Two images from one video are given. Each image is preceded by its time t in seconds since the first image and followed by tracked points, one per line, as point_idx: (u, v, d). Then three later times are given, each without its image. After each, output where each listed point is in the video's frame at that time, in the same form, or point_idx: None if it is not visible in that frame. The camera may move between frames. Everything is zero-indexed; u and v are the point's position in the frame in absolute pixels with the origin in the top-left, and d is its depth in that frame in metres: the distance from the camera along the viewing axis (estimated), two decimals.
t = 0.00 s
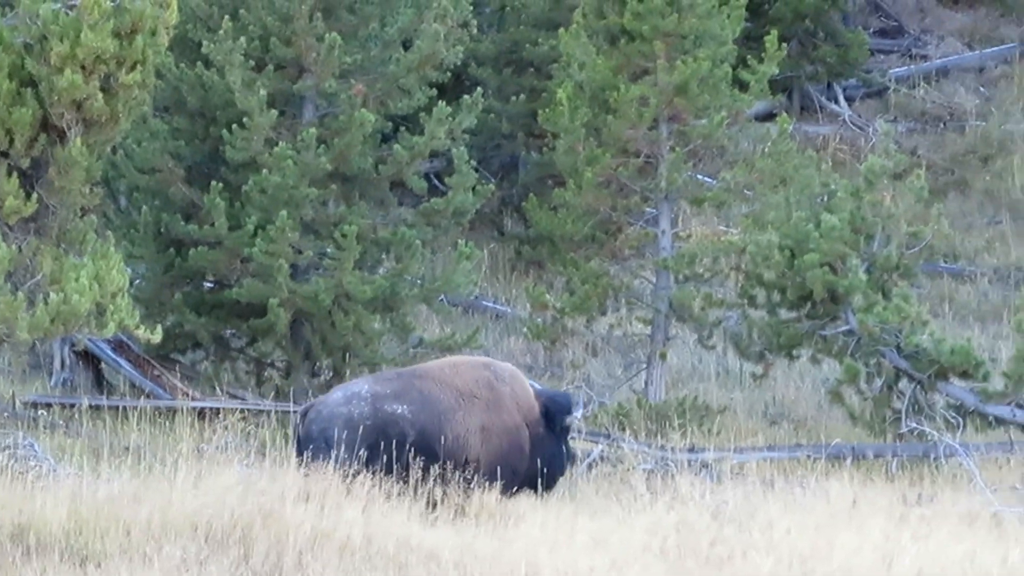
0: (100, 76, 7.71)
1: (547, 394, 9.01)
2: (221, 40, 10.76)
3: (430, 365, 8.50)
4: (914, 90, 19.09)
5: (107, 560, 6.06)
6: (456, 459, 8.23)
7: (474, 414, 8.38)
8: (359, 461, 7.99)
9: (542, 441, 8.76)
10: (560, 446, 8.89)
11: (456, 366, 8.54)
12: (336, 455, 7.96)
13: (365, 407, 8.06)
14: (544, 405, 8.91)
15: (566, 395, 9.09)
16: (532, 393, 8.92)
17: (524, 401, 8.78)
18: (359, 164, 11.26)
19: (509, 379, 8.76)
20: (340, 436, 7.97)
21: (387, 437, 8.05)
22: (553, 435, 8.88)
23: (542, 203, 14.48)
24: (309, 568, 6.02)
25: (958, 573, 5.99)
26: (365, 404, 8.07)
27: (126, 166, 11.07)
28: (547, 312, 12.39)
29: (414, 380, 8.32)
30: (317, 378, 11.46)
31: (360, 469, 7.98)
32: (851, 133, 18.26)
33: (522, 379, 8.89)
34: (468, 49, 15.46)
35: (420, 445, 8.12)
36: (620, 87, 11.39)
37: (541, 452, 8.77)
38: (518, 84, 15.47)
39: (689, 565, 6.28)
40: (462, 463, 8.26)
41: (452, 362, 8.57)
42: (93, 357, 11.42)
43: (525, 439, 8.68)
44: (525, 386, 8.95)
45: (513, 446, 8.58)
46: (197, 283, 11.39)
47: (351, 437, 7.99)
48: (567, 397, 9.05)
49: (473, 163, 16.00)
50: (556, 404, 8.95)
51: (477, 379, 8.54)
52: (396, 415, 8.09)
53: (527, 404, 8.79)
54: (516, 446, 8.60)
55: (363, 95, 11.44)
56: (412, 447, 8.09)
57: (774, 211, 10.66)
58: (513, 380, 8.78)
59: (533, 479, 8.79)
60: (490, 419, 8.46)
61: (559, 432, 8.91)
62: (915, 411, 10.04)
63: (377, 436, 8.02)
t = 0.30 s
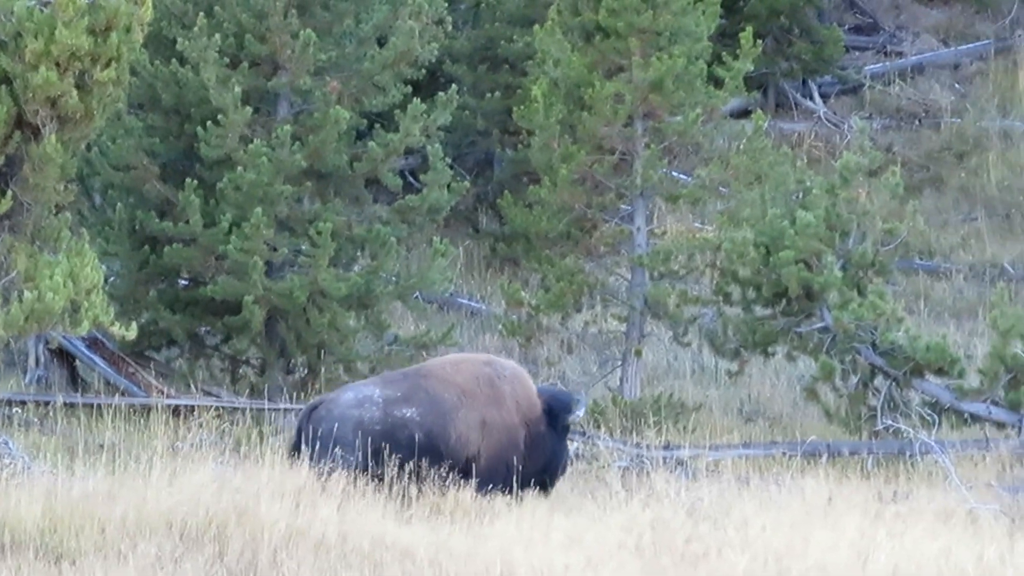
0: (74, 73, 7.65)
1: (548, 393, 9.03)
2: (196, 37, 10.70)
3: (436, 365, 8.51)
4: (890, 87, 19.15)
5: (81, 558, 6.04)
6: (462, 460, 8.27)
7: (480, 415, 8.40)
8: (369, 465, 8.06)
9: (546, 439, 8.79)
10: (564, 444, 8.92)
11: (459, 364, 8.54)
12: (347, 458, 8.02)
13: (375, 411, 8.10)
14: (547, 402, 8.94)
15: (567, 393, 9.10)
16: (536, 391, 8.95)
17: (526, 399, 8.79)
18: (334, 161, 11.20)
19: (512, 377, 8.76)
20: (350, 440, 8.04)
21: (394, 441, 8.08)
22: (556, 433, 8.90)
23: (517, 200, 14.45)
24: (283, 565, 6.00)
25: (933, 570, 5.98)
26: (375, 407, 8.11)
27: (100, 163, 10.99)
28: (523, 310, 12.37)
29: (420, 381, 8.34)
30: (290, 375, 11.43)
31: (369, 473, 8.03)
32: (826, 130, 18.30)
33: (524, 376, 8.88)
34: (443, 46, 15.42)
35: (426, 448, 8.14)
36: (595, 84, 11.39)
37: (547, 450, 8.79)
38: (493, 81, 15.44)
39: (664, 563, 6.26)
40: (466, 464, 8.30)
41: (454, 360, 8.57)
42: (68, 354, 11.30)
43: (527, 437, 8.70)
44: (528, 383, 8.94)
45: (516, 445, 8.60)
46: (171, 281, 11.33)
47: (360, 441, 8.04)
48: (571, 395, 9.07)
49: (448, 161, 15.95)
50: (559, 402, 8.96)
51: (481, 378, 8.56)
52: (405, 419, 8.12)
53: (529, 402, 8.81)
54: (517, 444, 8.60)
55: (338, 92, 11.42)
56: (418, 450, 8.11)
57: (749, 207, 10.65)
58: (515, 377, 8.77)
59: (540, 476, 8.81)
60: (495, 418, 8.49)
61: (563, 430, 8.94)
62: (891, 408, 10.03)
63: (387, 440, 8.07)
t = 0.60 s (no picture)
0: (57, 67, 7.60)
1: (554, 387, 9.06)
2: (178, 30, 10.64)
3: (447, 357, 8.52)
4: (872, 81, 19.22)
5: (65, 551, 6.04)
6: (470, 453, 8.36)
7: (488, 409, 8.46)
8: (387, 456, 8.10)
9: (547, 434, 8.82)
10: (567, 439, 8.94)
11: (466, 358, 8.53)
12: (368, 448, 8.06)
13: (396, 402, 8.14)
14: (551, 397, 8.99)
15: (575, 387, 9.13)
16: (539, 385, 8.98)
17: (529, 393, 8.81)
18: (317, 155, 11.15)
19: (516, 371, 8.78)
20: (374, 430, 8.07)
21: (413, 432, 8.12)
22: (560, 428, 8.95)
23: (499, 193, 14.43)
24: (266, 559, 6.01)
25: (916, 564, 5.98)
26: (396, 398, 8.15)
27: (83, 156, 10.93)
28: (505, 303, 12.35)
29: (430, 373, 8.36)
30: (273, 369, 11.41)
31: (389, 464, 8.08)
32: (809, 124, 18.38)
33: (527, 371, 8.89)
34: (426, 39, 15.38)
35: (438, 441, 8.20)
36: (577, 78, 11.38)
37: (548, 444, 8.84)
38: (476, 74, 15.42)
39: (648, 556, 6.25)
40: (472, 458, 8.38)
41: (459, 352, 8.55)
42: (51, 347, 11.21)
43: (529, 432, 8.75)
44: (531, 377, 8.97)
45: (517, 441, 8.66)
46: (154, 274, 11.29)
47: (383, 431, 8.08)
48: (577, 390, 9.09)
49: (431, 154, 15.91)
50: (563, 398, 8.99)
51: (489, 373, 8.59)
52: (423, 411, 8.16)
53: (532, 396, 8.84)
54: (517, 441, 8.66)
55: (321, 85, 11.34)
56: (432, 443, 8.17)
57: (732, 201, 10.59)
58: (518, 374, 8.77)
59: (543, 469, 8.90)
60: (501, 413, 8.56)
61: (566, 425, 8.96)
62: (874, 402, 10.08)
63: (407, 431, 8.11)
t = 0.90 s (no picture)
0: (41, 54, 7.53)
1: (560, 366, 9.35)
2: (162, 18, 10.56)
3: (452, 346, 8.63)
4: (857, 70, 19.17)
5: (48, 539, 6.02)
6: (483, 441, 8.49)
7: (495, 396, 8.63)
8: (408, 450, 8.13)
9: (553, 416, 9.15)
10: (570, 420, 9.27)
11: (468, 344, 8.67)
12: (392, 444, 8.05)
13: (415, 395, 8.19)
14: (554, 378, 9.28)
15: (581, 367, 9.43)
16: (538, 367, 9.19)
17: (528, 375, 9.03)
18: (302, 143, 11.09)
19: (516, 355, 8.98)
20: (398, 425, 8.08)
21: (433, 423, 8.19)
22: (563, 408, 9.28)
23: (484, 181, 14.40)
24: (250, 548, 6.00)
25: (901, 553, 5.97)
26: (414, 391, 8.20)
27: (67, 144, 10.85)
28: (490, 291, 12.33)
29: (437, 362, 8.45)
30: (258, 357, 11.35)
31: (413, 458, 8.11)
32: (794, 112, 18.38)
33: (525, 353, 9.10)
34: (410, 27, 15.32)
35: (455, 431, 8.29)
36: (562, 66, 11.35)
37: (553, 426, 9.17)
38: (460, 63, 15.38)
39: (632, 545, 6.24)
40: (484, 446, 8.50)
41: (460, 339, 8.68)
42: (35, 335, 11.12)
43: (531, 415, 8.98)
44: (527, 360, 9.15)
45: (521, 426, 8.84)
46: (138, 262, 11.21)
47: (406, 425, 8.11)
48: (579, 371, 9.42)
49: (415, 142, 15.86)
50: (566, 379, 9.29)
51: (492, 359, 8.75)
52: (440, 402, 8.24)
53: (532, 378, 9.06)
54: (521, 425, 8.84)
55: (305, 73, 11.30)
56: (451, 434, 8.25)
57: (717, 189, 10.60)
58: (517, 356, 8.99)
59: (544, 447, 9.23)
60: (505, 398, 8.74)
61: (570, 406, 9.30)
62: (858, 390, 10.07)
63: (428, 424, 8.17)
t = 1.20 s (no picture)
0: (21, 32, 7.41)
1: (563, 345, 9.20)
2: None
3: (460, 323, 8.66)
4: (837, 48, 19.03)
5: (28, 516, 6.00)
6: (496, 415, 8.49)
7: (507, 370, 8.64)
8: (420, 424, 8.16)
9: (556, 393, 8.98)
10: (575, 398, 9.09)
11: (480, 322, 8.71)
12: (402, 418, 8.10)
13: (426, 370, 8.22)
14: (558, 356, 9.12)
15: (584, 346, 9.25)
16: (547, 345, 9.17)
17: (540, 352, 9.01)
18: (282, 121, 11.02)
19: (526, 332, 8.99)
20: (409, 399, 8.13)
21: (445, 399, 8.23)
22: (566, 386, 9.09)
23: (465, 159, 14.36)
24: (230, 525, 6.00)
25: (880, 530, 6.00)
26: (425, 366, 8.23)
27: (47, 121, 10.75)
28: (470, 269, 12.30)
29: (449, 339, 8.50)
30: (239, 333, 11.36)
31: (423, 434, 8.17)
32: (775, 90, 18.38)
33: (535, 331, 9.10)
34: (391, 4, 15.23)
35: (468, 407, 8.33)
36: (543, 44, 11.30)
37: (557, 405, 9.00)
38: (441, 40, 15.31)
39: (611, 522, 6.25)
40: (499, 423, 8.54)
41: (471, 317, 8.73)
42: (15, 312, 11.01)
43: (545, 391, 8.93)
44: (539, 338, 9.16)
45: (538, 402, 8.85)
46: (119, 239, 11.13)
47: (417, 400, 8.15)
48: (584, 350, 9.22)
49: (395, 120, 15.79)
50: (569, 357, 9.11)
51: (501, 335, 8.77)
52: (451, 376, 8.28)
53: (544, 355, 9.05)
54: (536, 400, 8.84)
55: (286, 50, 11.21)
56: (464, 409, 8.29)
57: (698, 167, 10.57)
58: (528, 333, 8.99)
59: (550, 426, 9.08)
60: (517, 373, 8.74)
61: (574, 385, 9.10)
62: (838, 366, 10.07)
63: (438, 398, 8.21)
